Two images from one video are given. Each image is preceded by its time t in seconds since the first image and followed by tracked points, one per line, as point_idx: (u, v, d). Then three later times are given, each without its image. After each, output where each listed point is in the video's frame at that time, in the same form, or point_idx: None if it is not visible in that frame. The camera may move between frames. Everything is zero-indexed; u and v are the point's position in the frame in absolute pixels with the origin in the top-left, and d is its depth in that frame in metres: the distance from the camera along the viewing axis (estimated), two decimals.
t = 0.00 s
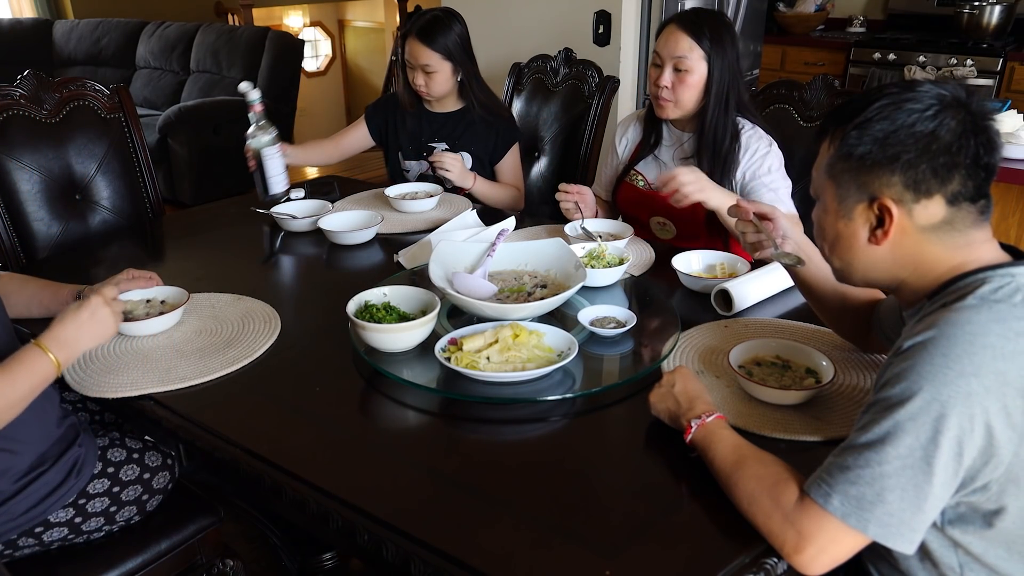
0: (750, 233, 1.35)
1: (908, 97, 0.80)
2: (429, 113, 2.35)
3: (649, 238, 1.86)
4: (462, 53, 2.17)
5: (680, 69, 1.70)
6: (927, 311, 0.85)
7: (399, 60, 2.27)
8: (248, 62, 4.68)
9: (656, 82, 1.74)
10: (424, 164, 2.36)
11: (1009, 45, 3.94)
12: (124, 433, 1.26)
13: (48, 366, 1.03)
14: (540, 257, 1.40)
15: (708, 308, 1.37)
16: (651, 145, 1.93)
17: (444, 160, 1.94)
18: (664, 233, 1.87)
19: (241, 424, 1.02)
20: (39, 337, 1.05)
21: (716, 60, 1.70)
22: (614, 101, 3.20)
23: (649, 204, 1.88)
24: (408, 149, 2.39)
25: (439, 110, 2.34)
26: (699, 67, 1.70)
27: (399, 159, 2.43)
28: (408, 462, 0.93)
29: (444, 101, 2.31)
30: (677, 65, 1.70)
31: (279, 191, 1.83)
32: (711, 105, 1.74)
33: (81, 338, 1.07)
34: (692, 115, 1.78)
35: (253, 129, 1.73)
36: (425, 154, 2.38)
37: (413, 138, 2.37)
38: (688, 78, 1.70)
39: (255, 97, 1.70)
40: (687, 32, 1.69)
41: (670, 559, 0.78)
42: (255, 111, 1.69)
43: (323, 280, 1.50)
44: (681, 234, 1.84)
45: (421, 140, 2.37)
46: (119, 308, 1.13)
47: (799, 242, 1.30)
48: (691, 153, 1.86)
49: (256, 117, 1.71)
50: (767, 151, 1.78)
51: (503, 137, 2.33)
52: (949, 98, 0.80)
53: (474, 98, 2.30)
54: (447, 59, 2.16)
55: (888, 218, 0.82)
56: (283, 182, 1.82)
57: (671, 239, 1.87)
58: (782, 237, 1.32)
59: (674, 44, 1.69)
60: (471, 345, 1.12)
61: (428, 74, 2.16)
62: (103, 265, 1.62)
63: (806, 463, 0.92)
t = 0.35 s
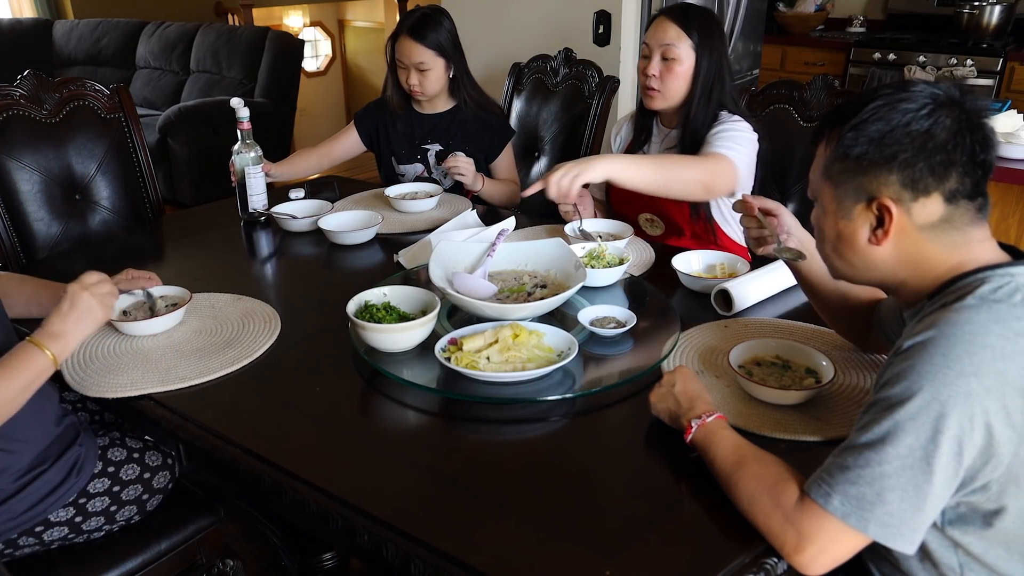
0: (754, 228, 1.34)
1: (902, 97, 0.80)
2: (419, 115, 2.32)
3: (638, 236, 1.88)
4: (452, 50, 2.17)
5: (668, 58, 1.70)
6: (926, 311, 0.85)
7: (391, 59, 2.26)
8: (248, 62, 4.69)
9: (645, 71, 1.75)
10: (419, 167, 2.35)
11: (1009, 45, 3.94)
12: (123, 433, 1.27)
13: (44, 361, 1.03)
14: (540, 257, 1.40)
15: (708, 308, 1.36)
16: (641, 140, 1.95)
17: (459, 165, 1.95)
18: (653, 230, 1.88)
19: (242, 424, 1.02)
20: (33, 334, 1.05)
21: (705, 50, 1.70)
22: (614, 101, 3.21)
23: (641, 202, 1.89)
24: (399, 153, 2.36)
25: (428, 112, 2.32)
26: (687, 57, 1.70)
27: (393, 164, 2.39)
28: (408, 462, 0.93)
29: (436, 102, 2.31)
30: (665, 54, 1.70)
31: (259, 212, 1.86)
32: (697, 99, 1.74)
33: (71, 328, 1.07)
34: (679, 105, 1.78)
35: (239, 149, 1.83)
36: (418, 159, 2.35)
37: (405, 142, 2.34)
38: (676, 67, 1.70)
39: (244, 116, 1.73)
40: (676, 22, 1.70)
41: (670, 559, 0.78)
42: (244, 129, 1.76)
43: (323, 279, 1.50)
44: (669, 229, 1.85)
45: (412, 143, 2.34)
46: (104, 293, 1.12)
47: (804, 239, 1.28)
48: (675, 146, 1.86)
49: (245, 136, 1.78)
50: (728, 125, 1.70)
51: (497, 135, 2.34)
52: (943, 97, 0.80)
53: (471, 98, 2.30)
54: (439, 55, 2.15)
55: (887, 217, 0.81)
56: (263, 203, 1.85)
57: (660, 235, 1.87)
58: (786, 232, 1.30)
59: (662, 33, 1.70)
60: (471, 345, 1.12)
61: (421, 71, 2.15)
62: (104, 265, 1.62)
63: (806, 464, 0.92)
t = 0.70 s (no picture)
0: (757, 227, 1.33)
1: (896, 97, 0.81)
2: (418, 116, 2.32)
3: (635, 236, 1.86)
4: (453, 45, 2.18)
5: (658, 60, 1.70)
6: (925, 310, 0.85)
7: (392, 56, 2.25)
8: (248, 62, 4.69)
9: (637, 75, 1.75)
10: (418, 168, 2.35)
11: (1009, 45, 3.94)
12: (124, 434, 1.27)
13: (70, 374, 1.06)
14: (540, 257, 1.40)
15: (707, 308, 1.36)
16: (634, 140, 1.95)
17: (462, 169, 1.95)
18: (647, 230, 1.84)
19: (242, 425, 1.02)
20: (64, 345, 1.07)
21: (693, 50, 1.71)
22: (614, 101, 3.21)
23: (638, 201, 1.89)
24: (398, 154, 2.35)
25: (426, 113, 2.32)
26: (678, 59, 1.70)
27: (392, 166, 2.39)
28: (408, 462, 0.93)
29: (436, 101, 2.30)
30: (655, 56, 1.71)
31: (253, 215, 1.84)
32: (687, 102, 1.74)
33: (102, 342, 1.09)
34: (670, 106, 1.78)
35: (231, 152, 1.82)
36: (417, 159, 2.35)
37: (404, 144, 2.34)
38: (665, 70, 1.70)
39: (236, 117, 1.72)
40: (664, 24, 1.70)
41: (670, 559, 0.78)
42: (236, 131, 1.75)
43: (323, 279, 1.50)
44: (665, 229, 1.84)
45: (411, 144, 2.34)
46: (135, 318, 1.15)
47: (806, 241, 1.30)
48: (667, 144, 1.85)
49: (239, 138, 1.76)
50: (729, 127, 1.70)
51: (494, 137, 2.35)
52: (936, 96, 0.80)
53: (472, 98, 2.31)
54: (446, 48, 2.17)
55: (884, 216, 0.81)
56: (259, 204, 1.84)
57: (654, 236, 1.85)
58: (790, 232, 1.31)
59: (652, 36, 1.70)
60: (471, 345, 1.12)
61: (428, 67, 2.14)
62: (104, 264, 1.62)
63: (805, 463, 0.92)
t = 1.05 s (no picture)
0: (763, 228, 1.33)
1: (888, 97, 0.81)
2: (419, 115, 2.32)
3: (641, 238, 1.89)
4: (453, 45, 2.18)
5: (688, 75, 1.69)
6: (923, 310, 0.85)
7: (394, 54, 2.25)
8: (248, 62, 4.68)
9: (666, 92, 1.72)
10: (419, 167, 2.34)
11: (1009, 45, 3.94)
12: (123, 434, 1.27)
13: (48, 360, 1.04)
14: (540, 257, 1.40)
15: (707, 308, 1.37)
16: (637, 149, 1.92)
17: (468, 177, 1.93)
18: (654, 232, 1.89)
19: (242, 425, 1.02)
20: (37, 334, 1.06)
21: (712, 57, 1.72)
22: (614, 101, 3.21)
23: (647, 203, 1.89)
24: (400, 153, 2.35)
25: (429, 112, 2.31)
26: (703, 70, 1.71)
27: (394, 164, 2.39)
28: (407, 462, 0.93)
29: (438, 101, 2.30)
30: (683, 71, 1.69)
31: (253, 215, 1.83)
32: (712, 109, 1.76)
33: (77, 327, 1.08)
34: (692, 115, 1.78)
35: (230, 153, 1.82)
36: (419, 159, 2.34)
37: (405, 144, 2.34)
38: (695, 81, 1.71)
39: (236, 117, 1.71)
40: (679, 35, 1.69)
41: (670, 559, 0.78)
42: (236, 131, 1.75)
43: (323, 279, 1.50)
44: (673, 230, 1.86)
45: (412, 144, 2.33)
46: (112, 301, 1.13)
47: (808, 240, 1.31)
48: (682, 147, 1.86)
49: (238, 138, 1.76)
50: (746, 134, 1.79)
51: (496, 135, 2.34)
52: (927, 95, 0.81)
53: (475, 99, 2.31)
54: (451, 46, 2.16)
55: (879, 215, 0.81)
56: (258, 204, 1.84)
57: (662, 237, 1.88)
58: (797, 230, 1.32)
59: (678, 50, 1.68)
60: (471, 345, 1.11)
61: (433, 64, 2.13)
62: (104, 264, 1.62)
63: (804, 463, 0.92)
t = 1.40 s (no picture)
0: (773, 232, 1.30)
1: (894, 99, 0.81)
2: (423, 115, 2.32)
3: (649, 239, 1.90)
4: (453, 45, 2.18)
5: (709, 81, 1.70)
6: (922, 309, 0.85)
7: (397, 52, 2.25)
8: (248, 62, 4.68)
9: (687, 98, 1.72)
10: (421, 168, 2.34)
11: (1009, 45, 3.94)
12: (122, 433, 1.27)
13: (46, 377, 1.04)
14: (540, 257, 1.40)
15: (707, 308, 1.36)
16: (649, 151, 1.91)
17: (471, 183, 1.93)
18: (664, 234, 1.91)
19: (242, 425, 1.02)
20: (41, 349, 1.06)
21: (731, 63, 1.73)
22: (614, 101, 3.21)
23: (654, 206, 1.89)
24: (402, 154, 2.34)
25: (432, 113, 2.31)
26: (723, 77, 1.72)
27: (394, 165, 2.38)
28: (407, 462, 0.93)
29: (439, 102, 2.30)
30: (704, 78, 1.70)
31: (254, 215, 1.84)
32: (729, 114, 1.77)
33: (79, 346, 1.07)
34: (709, 121, 1.78)
35: (230, 152, 1.83)
36: (421, 159, 2.34)
37: (406, 144, 2.33)
38: (716, 88, 1.72)
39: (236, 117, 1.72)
40: (701, 40, 1.69)
41: (669, 559, 0.78)
42: (236, 131, 1.75)
43: (323, 280, 1.50)
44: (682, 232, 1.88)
45: (414, 145, 2.33)
46: (117, 321, 1.13)
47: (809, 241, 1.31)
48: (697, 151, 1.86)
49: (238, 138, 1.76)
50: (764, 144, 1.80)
51: (498, 136, 2.35)
52: (935, 100, 0.80)
53: (475, 99, 2.31)
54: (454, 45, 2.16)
55: (874, 214, 0.82)
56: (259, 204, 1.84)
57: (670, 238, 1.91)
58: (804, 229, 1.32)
59: (700, 58, 1.68)
60: (471, 345, 1.11)
61: (437, 61, 2.13)
62: (104, 265, 1.62)
63: (804, 463, 0.92)
